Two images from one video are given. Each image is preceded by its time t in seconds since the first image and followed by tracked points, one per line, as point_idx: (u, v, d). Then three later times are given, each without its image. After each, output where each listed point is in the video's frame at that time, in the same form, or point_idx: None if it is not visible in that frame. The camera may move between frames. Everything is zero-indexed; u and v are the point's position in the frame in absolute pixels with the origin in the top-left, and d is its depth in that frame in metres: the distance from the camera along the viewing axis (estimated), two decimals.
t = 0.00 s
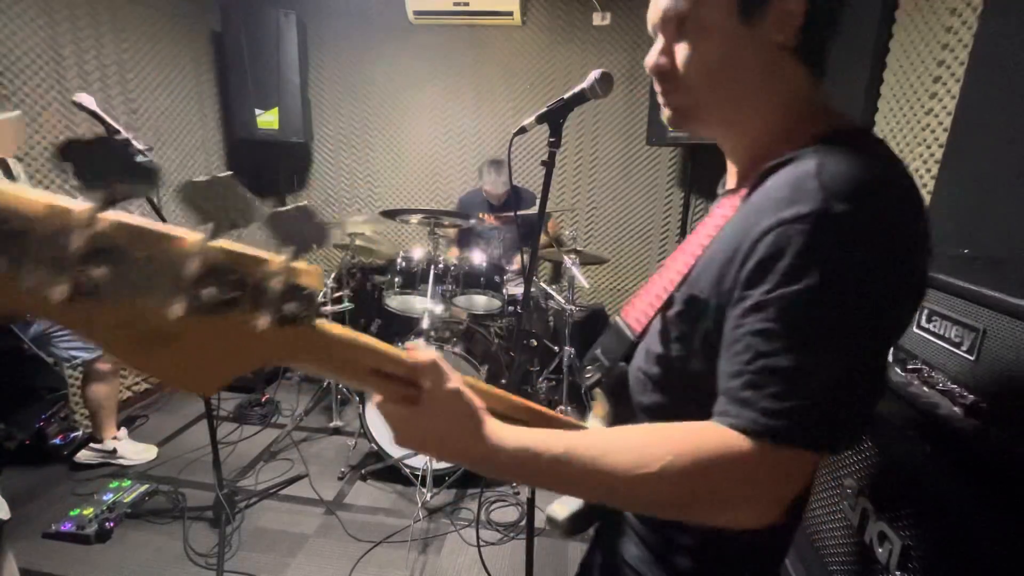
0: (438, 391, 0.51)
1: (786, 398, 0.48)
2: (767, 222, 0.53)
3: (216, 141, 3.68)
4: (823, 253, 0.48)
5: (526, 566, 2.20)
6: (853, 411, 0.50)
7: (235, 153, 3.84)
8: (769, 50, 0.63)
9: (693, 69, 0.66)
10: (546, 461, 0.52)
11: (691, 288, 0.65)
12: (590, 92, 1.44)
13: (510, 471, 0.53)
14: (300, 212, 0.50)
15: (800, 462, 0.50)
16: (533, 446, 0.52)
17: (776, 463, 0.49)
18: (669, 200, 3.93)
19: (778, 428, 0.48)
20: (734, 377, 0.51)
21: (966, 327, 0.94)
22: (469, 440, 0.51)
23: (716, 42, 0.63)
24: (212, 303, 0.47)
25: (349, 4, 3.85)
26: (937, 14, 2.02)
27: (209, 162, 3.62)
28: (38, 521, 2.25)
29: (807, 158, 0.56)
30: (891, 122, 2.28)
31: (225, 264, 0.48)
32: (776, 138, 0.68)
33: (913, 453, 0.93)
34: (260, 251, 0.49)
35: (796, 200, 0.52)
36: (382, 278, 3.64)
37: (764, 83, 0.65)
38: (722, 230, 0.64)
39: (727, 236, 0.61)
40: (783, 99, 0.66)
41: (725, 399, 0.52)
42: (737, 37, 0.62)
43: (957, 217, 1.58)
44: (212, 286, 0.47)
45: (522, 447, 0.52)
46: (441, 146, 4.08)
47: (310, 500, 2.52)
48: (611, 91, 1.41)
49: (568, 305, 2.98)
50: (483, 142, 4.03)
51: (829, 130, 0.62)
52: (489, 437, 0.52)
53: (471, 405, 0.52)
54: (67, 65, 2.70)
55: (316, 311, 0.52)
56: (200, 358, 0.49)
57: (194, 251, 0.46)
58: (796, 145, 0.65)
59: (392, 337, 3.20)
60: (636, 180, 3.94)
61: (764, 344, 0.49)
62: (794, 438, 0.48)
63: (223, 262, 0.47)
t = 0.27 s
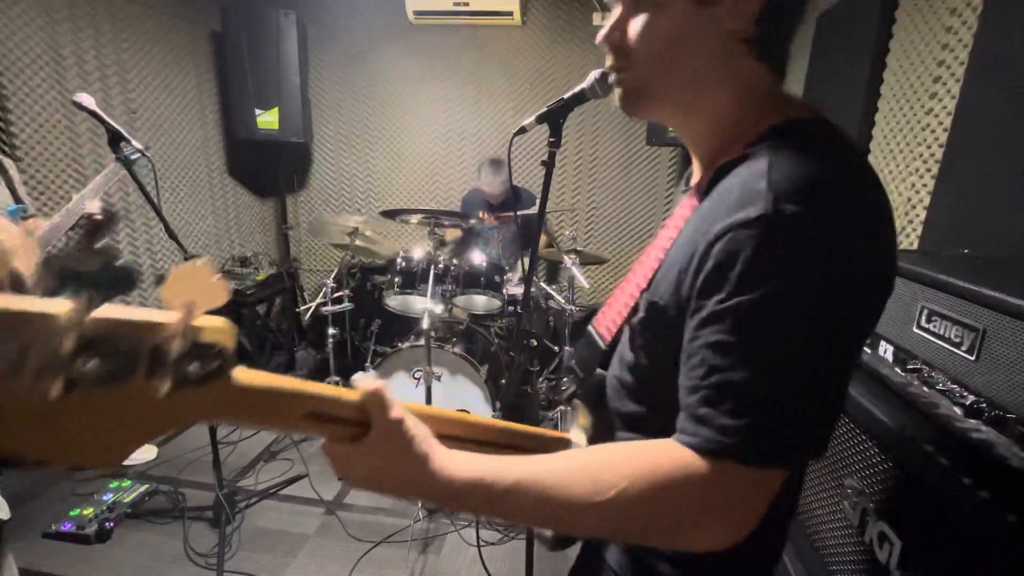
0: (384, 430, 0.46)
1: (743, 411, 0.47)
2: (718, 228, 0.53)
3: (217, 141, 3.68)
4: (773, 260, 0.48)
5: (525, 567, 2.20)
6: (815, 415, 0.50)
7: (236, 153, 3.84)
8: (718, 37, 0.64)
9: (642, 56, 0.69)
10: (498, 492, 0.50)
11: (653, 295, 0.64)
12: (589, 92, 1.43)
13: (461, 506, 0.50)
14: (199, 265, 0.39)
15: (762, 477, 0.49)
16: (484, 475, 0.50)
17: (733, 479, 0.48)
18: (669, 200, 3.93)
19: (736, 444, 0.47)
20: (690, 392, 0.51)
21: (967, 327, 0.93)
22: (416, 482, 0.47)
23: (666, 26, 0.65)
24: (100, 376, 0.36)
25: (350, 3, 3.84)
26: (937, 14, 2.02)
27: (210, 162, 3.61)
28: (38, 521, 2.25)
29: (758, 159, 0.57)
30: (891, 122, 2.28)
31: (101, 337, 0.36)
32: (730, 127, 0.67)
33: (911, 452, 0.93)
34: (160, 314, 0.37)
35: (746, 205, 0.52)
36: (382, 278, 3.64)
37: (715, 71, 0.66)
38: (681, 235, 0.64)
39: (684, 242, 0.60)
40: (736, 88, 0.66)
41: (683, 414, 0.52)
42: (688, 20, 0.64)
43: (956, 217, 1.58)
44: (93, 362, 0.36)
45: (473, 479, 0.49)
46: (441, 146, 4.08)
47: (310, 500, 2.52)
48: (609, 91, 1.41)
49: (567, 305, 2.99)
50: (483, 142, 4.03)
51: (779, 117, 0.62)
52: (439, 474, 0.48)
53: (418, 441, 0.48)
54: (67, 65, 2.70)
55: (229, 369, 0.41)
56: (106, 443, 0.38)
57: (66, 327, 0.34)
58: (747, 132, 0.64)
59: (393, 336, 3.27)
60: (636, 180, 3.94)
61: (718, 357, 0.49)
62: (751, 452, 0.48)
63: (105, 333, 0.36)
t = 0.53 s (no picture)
0: (357, 445, 0.49)
1: (724, 419, 0.48)
2: (696, 233, 0.53)
3: (216, 141, 3.68)
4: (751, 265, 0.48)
5: (525, 566, 2.20)
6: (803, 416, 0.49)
7: (237, 153, 3.84)
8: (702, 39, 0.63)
9: (623, 60, 0.68)
10: (475, 508, 0.51)
11: (639, 300, 0.64)
12: (589, 92, 1.43)
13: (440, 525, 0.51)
14: (147, 291, 0.44)
15: (747, 487, 0.49)
16: (460, 491, 0.51)
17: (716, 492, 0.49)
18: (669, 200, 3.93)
19: (719, 453, 0.47)
20: (673, 400, 0.51)
21: (967, 327, 0.93)
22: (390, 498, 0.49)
23: (647, 29, 0.65)
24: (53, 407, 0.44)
25: (351, 3, 3.84)
26: (937, 14, 2.02)
27: (210, 162, 3.61)
28: (39, 521, 2.25)
29: (736, 161, 0.57)
30: (891, 122, 2.28)
31: (55, 367, 0.44)
32: (713, 129, 0.67)
33: (910, 452, 0.93)
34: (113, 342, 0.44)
35: (724, 208, 0.52)
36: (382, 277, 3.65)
37: (698, 74, 0.65)
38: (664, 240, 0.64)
39: (666, 247, 0.61)
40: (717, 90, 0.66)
41: (666, 422, 0.52)
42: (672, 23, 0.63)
43: (956, 218, 1.57)
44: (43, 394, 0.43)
45: (451, 495, 0.51)
46: (441, 146, 4.08)
47: (310, 500, 2.52)
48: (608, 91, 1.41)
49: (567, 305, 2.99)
50: (483, 142, 4.03)
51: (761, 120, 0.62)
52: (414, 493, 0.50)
53: (393, 457, 0.50)
54: (67, 64, 2.70)
55: (183, 392, 0.46)
56: (81, 461, 0.46)
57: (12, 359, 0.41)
58: (730, 135, 0.64)
59: (392, 336, 3.25)
60: (636, 180, 3.94)
61: (699, 363, 0.49)
62: (735, 459, 0.47)
63: (63, 363, 0.44)
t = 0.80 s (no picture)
0: (362, 448, 0.49)
1: (732, 417, 0.47)
2: (701, 230, 0.53)
3: (216, 141, 3.68)
4: (756, 262, 0.48)
5: (525, 566, 2.20)
6: (806, 411, 0.49)
7: (237, 153, 3.85)
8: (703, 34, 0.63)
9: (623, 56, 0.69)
10: (486, 508, 0.50)
11: (640, 298, 0.64)
12: (589, 91, 1.43)
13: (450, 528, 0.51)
14: (155, 295, 0.42)
15: (759, 484, 0.49)
16: (468, 493, 0.51)
17: (729, 490, 0.48)
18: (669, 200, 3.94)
19: (727, 452, 0.47)
20: (680, 397, 0.51)
21: (966, 326, 0.93)
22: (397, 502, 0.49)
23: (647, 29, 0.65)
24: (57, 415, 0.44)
25: (350, 3, 3.85)
26: (937, 14, 2.02)
27: (210, 162, 3.62)
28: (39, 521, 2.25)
29: (738, 158, 0.57)
30: (891, 122, 2.28)
31: (62, 374, 0.44)
32: (713, 126, 0.67)
33: (909, 451, 0.93)
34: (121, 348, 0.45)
35: (727, 204, 0.52)
36: (382, 277, 3.66)
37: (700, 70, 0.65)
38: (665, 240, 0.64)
39: (668, 245, 0.61)
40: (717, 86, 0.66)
41: (672, 420, 0.52)
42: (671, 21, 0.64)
43: (957, 217, 1.57)
44: (50, 402, 0.44)
45: (458, 497, 0.50)
46: (441, 146, 4.08)
47: (310, 500, 2.53)
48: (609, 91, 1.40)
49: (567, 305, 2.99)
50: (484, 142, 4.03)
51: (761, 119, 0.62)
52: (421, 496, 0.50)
53: (400, 460, 0.50)
54: (67, 65, 2.70)
55: (191, 398, 0.47)
56: (92, 465, 0.47)
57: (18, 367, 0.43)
58: (729, 133, 0.64)
59: (392, 336, 3.25)
60: (636, 180, 3.95)
61: (705, 360, 0.49)
62: (743, 457, 0.47)
63: (72, 370, 0.44)
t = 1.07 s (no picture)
0: (360, 469, 0.49)
1: (737, 426, 0.48)
2: (702, 236, 0.52)
3: (216, 141, 3.68)
4: (758, 270, 0.48)
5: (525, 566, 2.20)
6: (809, 418, 0.49)
7: (236, 153, 3.85)
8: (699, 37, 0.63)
9: (617, 58, 0.69)
10: (489, 523, 0.51)
11: (640, 304, 0.64)
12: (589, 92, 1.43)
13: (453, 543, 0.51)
14: (141, 328, 0.42)
15: (763, 491, 0.49)
16: (468, 509, 0.51)
17: (733, 499, 0.49)
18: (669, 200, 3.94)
19: (731, 461, 0.47)
20: (683, 407, 0.51)
21: (967, 327, 0.93)
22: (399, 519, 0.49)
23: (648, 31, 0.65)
24: (42, 458, 0.40)
25: (351, 3, 3.85)
26: (937, 15, 2.02)
27: (210, 162, 3.62)
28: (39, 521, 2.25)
29: (739, 162, 0.56)
30: (891, 122, 2.28)
31: (46, 418, 0.39)
32: (711, 129, 0.67)
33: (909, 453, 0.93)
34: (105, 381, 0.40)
35: (728, 209, 0.51)
36: (381, 277, 3.67)
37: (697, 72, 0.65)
38: (665, 245, 0.63)
39: (668, 250, 0.60)
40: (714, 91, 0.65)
41: (676, 430, 0.52)
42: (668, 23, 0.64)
43: (957, 217, 1.57)
44: (31, 444, 0.39)
45: (458, 512, 0.51)
46: (441, 146, 4.08)
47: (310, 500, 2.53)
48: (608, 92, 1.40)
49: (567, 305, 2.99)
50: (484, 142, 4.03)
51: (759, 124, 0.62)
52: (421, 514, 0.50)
53: (398, 477, 0.50)
54: (67, 64, 2.70)
55: (183, 428, 0.43)
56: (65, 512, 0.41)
57: None
58: (726, 138, 0.64)
59: (392, 336, 3.25)
60: (636, 180, 3.95)
61: (708, 369, 0.49)
62: (746, 465, 0.48)
63: (53, 412, 0.39)
